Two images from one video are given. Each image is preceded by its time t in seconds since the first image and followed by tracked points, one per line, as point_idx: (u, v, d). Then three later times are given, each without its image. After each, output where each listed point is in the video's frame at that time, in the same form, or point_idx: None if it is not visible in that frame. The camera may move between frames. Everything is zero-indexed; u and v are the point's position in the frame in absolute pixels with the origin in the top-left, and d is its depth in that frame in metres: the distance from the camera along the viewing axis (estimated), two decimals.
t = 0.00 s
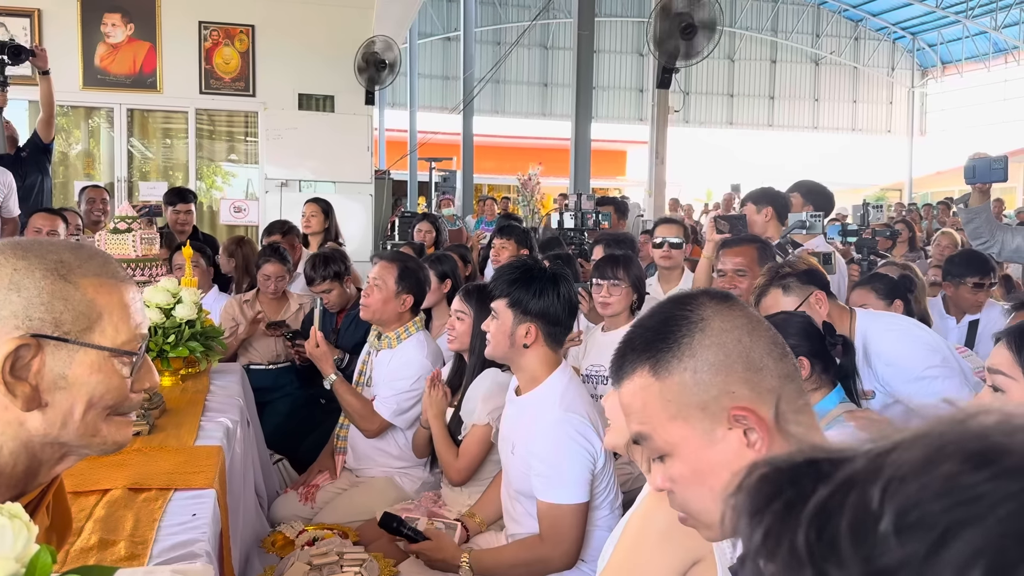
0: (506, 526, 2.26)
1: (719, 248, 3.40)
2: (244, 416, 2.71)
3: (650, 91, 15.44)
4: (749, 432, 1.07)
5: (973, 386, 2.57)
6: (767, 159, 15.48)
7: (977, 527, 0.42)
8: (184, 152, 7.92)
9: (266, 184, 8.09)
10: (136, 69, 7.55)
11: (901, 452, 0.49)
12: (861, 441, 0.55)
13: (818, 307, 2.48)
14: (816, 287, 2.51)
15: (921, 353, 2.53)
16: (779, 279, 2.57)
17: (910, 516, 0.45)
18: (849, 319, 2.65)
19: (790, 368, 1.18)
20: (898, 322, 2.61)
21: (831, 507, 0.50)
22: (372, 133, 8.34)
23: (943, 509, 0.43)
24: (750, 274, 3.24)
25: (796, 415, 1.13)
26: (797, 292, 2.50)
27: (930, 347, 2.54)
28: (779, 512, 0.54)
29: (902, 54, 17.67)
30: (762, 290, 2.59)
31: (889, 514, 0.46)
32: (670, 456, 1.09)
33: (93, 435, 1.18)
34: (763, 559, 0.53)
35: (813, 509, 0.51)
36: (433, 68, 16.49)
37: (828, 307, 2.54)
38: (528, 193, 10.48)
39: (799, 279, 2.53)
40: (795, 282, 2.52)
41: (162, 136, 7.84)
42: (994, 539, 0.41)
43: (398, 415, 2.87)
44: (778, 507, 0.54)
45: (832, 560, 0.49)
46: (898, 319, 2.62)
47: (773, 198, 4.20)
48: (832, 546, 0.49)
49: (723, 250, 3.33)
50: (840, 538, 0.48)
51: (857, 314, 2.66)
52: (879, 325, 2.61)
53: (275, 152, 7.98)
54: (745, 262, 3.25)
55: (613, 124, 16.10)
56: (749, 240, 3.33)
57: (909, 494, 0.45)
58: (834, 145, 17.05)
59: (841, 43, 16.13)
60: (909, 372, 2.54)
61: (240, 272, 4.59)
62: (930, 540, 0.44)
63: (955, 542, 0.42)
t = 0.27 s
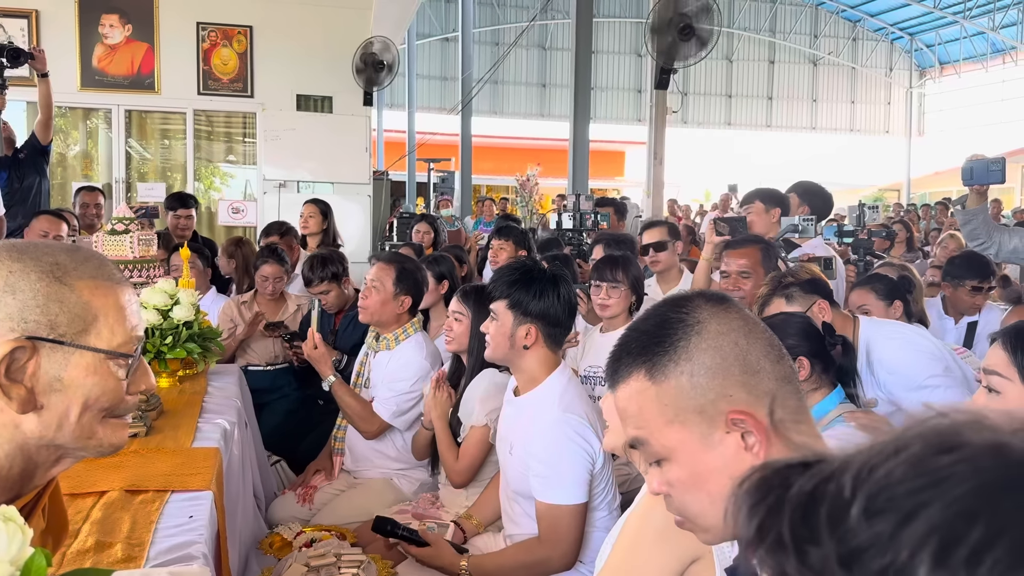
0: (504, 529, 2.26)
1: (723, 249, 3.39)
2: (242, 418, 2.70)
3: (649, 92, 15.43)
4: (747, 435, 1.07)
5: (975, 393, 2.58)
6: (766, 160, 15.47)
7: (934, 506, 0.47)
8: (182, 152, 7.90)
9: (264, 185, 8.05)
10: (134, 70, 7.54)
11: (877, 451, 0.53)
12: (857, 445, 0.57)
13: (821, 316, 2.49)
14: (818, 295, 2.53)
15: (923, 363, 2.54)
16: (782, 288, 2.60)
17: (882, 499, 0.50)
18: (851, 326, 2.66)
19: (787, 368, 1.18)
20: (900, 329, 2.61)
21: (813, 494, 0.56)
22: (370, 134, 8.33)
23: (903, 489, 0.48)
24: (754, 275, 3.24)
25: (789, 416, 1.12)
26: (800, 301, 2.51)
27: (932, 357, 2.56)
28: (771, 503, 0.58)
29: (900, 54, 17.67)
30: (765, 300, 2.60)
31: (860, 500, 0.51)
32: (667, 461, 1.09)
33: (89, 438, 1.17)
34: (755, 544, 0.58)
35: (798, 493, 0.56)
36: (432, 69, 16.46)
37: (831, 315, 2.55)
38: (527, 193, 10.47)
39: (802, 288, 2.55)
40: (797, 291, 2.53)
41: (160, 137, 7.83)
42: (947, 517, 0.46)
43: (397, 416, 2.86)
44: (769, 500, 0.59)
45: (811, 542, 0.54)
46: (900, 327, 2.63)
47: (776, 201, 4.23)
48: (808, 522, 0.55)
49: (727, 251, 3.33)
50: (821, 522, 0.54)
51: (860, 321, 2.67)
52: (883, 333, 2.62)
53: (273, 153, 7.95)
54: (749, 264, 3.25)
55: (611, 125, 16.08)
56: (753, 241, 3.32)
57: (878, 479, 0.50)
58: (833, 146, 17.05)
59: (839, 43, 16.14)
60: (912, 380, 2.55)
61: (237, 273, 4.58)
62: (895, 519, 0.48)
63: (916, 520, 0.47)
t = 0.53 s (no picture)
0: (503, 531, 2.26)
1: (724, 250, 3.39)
2: (240, 419, 2.70)
3: (647, 93, 15.43)
4: (744, 439, 1.07)
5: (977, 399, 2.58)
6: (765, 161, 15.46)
7: (914, 504, 0.48)
8: (181, 153, 7.88)
9: (262, 186, 8.05)
10: (132, 70, 7.53)
11: (865, 451, 0.54)
12: (857, 444, 0.56)
13: (825, 316, 2.51)
14: (824, 296, 2.54)
15: (925, 365, 2.55)
16: (786, 289, 2.60)
17: (866, 498, 0.50)
18: (855, 328, 2.67)
19: (781, 371, 1.18)
20: (903, 333, 2.63)
21: (802, 494, 0.56)
22: (369, 134, 8.33)
23: (888, 487, 0.49)
24: (756, 275, 3.24)
25: (776, 424, 1.11)
26: (804, 303, 2.52)
27: (934, 360, 2.56)
28: (764, 505, 0.58)
29: (898, 55, 17.69)
30: (770, 301, 2.61)
31: (845, 499, 0.51)
32: (663, 464, 1.09)
33: (87, 440, 1.17)
34: (745, 543, 0.57)
35: (790, 494, 0.56)
36: (430, 69, 16.43)
37: (835, 315, 2.57)
38: (525, 194, 10.47)
39: (807, 289, 2.55)
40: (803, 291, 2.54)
41: (158, 138, 7.81)
42: (927, 514, 0.47)
43: (395, 418, 2.86)
44: (760, 503, 0.58)
45: (799, 538, 0.54)
46: (903, 330, 2.64)
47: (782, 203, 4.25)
48: (798, 521, 0.55)
49: (729, 252, 3.33)
50: (807, 520, 0.54)
51: (863, 324, 2.69)
52: (885, 335, 2.64)
53: (271, 154, 7.97)
54: (751, 265, 3.24)
55: (610, 125, 16.07)
56: (754, 242, 3.32)
57: (864, 477, 0.51)
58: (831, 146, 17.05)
59: (837, 44, 16.14)
60: (913, 383, 2.55)
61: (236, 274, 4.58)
62: (880, 517, 0.49)
63: (899, 518, 0.48)
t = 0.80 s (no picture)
0: (501, 533, 2.25)
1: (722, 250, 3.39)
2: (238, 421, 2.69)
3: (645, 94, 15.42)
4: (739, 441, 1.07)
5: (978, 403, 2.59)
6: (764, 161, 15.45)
7: (896, 505, 0.47)
8: (179, 154, 7.86)
9: (261, 187, 8.04)
10: (131, 71, 7.52)
11: (852, 455, 0.54)
12: (852, 443, 0.56)
13: (834, 312, 2.54)
14: (834, 292, 2.55)
15: (931, 366, 2.55)
16: (797, 281, 2.60)
17: (849, 501, 0.50)
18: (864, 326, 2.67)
19: (777, 373, 1.18)
20: (911, 332, 2.63)
21: (789, 501, 0.56)
22: (367, 135, 8.33)
23: (868, 490, 0.49)
24: (753, 276, 3.24)
25: (772, 427, 1.11)
26: (815, 295, 2.52)
27: (940, 361, 2.56)
28: (750, 512, 0.58)
29: (897, 55, 17.69)
30: (780, 292, 2.63)
31: (827, 504, 0.51)
32: (659, 466, 1.09)
33: (83, 442, 1.16)
34: (736, 548, 0.57)
35: (777, 499, 0.57)
36: (429, 70, 16.40)
37: (845, 312, 2.58)
38: (524, 195, 10.46)
39: (819, 283, 2.55)
40: (813, 285, 2.55)
41: (157, 139, 7.79)
42: (906, 517, 0.47)
43: (391, 418, 2.85)
44: (748, 509, 0.58)
45: (784, 542, 0.54)
46: (911, 329, 2.64)
47: (788, 204, 4.25)
48: (783, 528, 0.54)
49: (726, 252, 3.32)
50: (792, 524, 0.54)
51: (872, 321, 2.68)
52: (893, 333, 2.63)
53: (269, 155, 7.96)
54: (748, 265, 3.24)
55: (609, 125, 16.05)
56: (753, 242, 3.32)
57: (849, 479, 0.51)
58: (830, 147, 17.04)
59: (836, 44, 16.13)
60: (918, 383, 2.55)
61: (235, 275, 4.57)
62: (861, 520, 0.49)
63: (879, 520, 0.48)
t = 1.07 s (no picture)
0: (501, 534, 2.24)
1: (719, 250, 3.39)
2: (238, 421, 2.69)
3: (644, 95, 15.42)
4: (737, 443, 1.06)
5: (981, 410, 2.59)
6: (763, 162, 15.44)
7: (874, 506, 0.48)
8: (178, 155, 7.87)
9: (260, 187, 8.04)
10: (130, 72, 7.52)
11: (841, 455, 0.54)
12: (846, 442, 0.56)
13: (844, 310, 2.62)
14: (845, 289, 2.62)
15: (938, 368, 2.54)
16: (808, 279, 2.68)
17: (829, 506, 0.50)
18: (874, 325, 2.68)
19: (775, 374, 1.17)
20: (922, 333, 2.63)
21: (772, 507, 0.56)
22: (367, 136, 8.34)
23: (851, 493, 0.49)
24: (749, 276, 3.23)
25: (770, 426, 1.11)
26: (826, 292, 2.60)
27: (948, 364, 2.56)
28: (739, 515, 0.58)
29: (896, 56, 17.69)
30: (792, 287, 2.71)
31: (806, 511, 0.51)
32: (657, 468, 1.09)
33: (83, 443, 1.16)
34: (722, 555, 0.57)
35: (760, 504, 0.57)
36: (428, 71, 16.38)
37: (855, 310, 2.65)
38: (523, 196, 10.45)
39: (830, 280, 2.63)
40: (824, 282, 2.61)
41: (156, 140, 7.80)
42: (880, 520, 0.47)
43: (389, 418, 2.85)
44: (736, 515, 0.58)
45: (766, 548, 0.54)
46: (922, 330, 2.64)
47: (789, 204, 4.24)
48: (765, 534, 0.55)
49: (723, 253, 3.32)
50: (773, 530, 0.54)
51: (882, 321, 2.69)
52: (903, 333, 2.63)
53: (268, 156, 7.97)
54: (745, 265, 3.24)
55: (608, 126, 16.04)
56: (750, 242, 3.33)
57: (830, 481, 0.51)
58: (830, 147, 17.03)
59: (835, 45, 16.12)
60: (923, 384, 2.55)
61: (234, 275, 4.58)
62: (842, 523, 0.49)
63: (858, 523, 0.48)
